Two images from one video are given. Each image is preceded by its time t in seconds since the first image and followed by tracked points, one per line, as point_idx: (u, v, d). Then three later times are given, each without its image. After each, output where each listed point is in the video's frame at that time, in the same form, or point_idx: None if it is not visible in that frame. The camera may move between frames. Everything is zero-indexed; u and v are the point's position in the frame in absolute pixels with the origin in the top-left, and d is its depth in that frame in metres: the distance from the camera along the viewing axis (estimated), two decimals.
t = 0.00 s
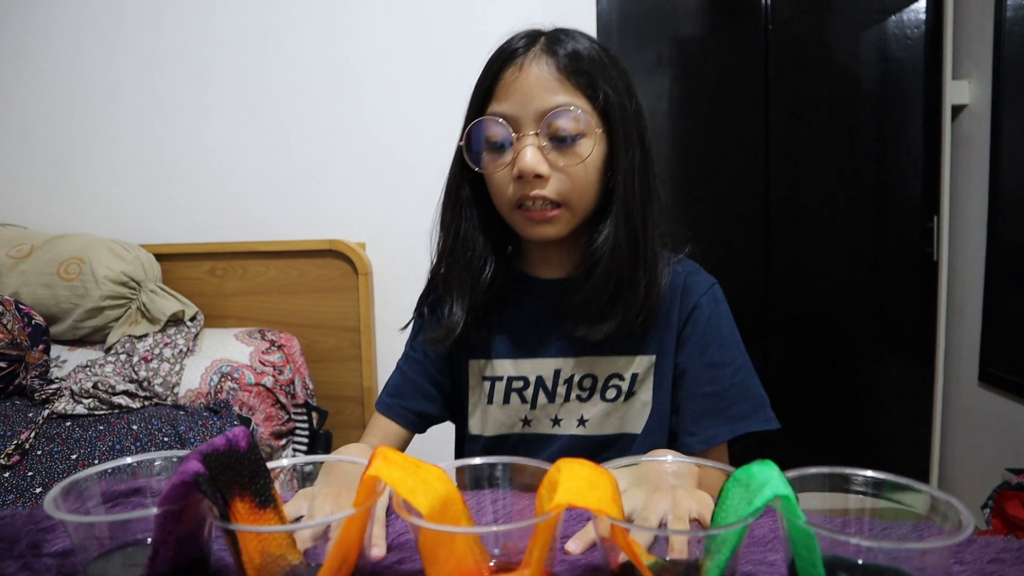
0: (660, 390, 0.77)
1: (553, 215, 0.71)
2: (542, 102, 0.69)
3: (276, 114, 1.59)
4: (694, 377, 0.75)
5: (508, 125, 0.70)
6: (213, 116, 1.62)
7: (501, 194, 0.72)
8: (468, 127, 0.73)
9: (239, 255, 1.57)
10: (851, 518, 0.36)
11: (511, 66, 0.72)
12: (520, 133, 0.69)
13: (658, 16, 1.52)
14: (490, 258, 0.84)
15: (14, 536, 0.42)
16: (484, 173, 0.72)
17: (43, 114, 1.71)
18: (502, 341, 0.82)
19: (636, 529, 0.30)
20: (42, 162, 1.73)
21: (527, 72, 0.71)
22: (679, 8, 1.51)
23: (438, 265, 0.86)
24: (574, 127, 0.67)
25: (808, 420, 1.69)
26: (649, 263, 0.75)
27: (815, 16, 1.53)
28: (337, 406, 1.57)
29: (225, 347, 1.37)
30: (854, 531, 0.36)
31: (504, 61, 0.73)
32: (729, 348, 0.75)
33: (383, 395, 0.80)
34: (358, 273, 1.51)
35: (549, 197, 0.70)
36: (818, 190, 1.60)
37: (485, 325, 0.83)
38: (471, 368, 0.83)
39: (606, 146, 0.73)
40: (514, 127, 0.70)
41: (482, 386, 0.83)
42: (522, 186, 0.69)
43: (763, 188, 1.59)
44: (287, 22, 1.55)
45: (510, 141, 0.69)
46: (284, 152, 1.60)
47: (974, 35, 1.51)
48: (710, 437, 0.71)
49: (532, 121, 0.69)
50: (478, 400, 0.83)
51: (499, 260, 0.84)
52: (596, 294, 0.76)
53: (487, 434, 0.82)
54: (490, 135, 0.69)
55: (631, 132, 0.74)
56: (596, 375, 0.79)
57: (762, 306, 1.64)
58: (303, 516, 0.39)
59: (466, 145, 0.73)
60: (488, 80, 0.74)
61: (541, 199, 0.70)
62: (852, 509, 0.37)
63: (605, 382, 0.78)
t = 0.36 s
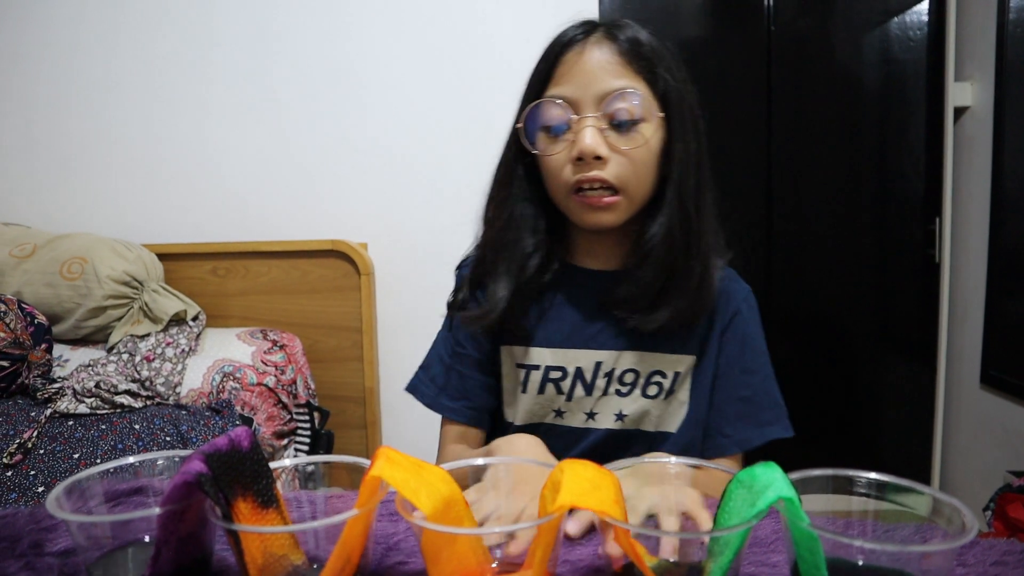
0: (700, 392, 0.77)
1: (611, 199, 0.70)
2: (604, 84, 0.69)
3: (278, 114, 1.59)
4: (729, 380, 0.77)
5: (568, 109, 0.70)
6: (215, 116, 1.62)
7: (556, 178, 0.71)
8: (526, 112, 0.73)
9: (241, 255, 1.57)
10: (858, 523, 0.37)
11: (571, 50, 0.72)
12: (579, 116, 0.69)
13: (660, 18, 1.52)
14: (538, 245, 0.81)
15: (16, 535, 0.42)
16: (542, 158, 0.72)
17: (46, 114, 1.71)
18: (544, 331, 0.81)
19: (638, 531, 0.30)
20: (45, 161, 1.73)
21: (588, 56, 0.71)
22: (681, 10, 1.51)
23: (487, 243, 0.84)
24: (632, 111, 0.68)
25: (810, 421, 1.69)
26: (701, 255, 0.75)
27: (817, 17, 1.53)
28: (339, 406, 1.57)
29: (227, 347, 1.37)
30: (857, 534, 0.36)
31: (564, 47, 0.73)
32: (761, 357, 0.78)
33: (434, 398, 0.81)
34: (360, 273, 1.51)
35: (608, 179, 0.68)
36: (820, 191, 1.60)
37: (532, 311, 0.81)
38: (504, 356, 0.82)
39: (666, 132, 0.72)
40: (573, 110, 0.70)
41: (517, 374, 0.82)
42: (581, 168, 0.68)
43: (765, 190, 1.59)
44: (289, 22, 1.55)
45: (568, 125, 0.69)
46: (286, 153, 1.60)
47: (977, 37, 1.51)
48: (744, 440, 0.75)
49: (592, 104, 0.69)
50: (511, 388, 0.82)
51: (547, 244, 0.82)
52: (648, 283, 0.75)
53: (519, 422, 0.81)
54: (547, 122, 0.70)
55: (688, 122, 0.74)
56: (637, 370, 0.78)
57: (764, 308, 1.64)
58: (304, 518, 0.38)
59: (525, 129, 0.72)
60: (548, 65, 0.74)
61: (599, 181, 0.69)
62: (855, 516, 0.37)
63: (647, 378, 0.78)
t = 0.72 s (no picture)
0: (724, 400, 0.78)
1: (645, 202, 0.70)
2: (641, 85, 0.69)
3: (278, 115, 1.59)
4: (778, 390, 0.78)
5: (602, 111, 0.69)
6: (215, 116, 1.62)
7: (590, 180, 0.71)
8: (559, 113, 0.72)
9: (241, 255, 1.57)
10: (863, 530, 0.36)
11: (607, 50, 0.72)
12: (613, 117, 0.69)
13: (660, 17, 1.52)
14: (581, 250, 0.79)
15: (14, 535, 0.42)
16: (575, 160, 0.72)
17: (47, 114, 1.71)
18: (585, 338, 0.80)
19: (636, 530, 0.30)
20: (46, 162, 1.73)
21: (625, 56, 0.70)
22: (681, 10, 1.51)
23: (524, 243, 0.82)
24: (667, 113, 0.68)
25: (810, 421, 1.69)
26: (746, 260, 0.76)
27: (818, 17, 1.53)
28: (340, 406, 1.58)
29: (227, 347, 1.37)
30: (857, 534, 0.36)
31: (601, 45, 0.72)
32: (798, 362, 0.79)
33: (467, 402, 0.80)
34: (360, 273, 1.51)
35: (643, 181, 0.68)
36: (820, 191, 1.60)
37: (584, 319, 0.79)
38: (525, 353, 0.83)
39: (701, 135, 0.72)
40: (608, 111, 0.69)
41: (538, 372, 0.82)
42: (613, 169, 0.68)
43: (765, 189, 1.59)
44: (289, 22, 1.55)
45: (601, 126, 0.69)
46: (286, 153, 1.60)
47: (977, 36, 1.51)
48: (806, 446, 0.76)
49: (627, 105, 0.69)
50: (533, 385, 0.83)
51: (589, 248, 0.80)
52: (696, 290, 0.75)
53: (536, 420, 0.82)
54: (581, 123, 0.70)
55: (726, 125, 0.74)
56: (661, 374, 0.78)
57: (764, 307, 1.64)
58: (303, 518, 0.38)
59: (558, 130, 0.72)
60: (583, 65, 0.74)
61: (632, 183, 0.69)
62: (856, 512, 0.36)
63: (670, 384, 0.78)
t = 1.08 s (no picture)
0: (717, 399, 0.79)
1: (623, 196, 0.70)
2: (612, 80, 0.69)
3: (277, 114, 1.59)
4: (769, 389, 0.78)
5: (577, 108, 0.70)
6: (213, 117, 1.62)
7: (567, 178, 0.72)
8: (535, 114, 0.73)
9: (239, 255, 1.57)
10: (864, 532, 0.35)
11: (581, 48, 0.73)
12: (587, 114, 0.69)
13: (659, 18, 1.52)
14: (563, 248, 0.80)
15: (9, 536, 0.42)
16: (552, 159, 0.72)
17: (45, 115, 1.71)
18: (569, 335, 0.80)
19: (632, 531, 0.30)
20: (44, 162, 1.73)
21: (596, 52, 0.71)
22: (679, 10, 1.51)
23: (511, 245, 0.82)
24: (642, 107, 0.68)
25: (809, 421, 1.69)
26: (727, 252, 0.75)
27: (816, 18, 1.53)
28: (338, 406, 1.57)
29: (225, 347, 1.37)
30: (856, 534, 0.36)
31: (573, 44, 0.73)
32: (785, 359, 0.80)
33: (484, 409, 0.77)
34: (358, 273, 1.51)
35: (620, 176, 0.69)
36: (819, 191, 1.60)
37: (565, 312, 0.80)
38: (527, 357, 0.82)
39: (678, 128, 0.72)
40: (582, 108, 0.69)
41: (536, 377, 0.82)
42: (590, 166, 0.69)
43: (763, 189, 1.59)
44: (287, 22, 1.55)
45: (577, 124, 0.69)
46: (284, 154, 1.60)
47: (976, 37, 1.51)
48: (791, 445, 0.77)
49: (600, 101, 0.69)
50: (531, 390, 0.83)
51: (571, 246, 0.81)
52: (676, 284, 0.75)
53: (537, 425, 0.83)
54: (558, 123, 0.70)
55: (704, 116, 0.74)
56: (657, 375, 0.79)
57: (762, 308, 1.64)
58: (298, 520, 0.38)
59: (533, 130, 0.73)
60: (558, 63, 0.75)
61: (609, 178, 0.69)
62: (858, 514, 0.36)
63: (666, 384, 0.78)
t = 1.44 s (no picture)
0: (707, 394, 0.79)
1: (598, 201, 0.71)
2: (581, 83, 0.69)
3: (276, 114, 1.59)
4: (756, 383, 0.79)
5: (548, 114, 0.70)
6: (212, 117, 1.62)
7: (543, 184, 0.72)
8: (505, 121, 0.73)
9: (239, 255, 1.57)
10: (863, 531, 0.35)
11: (549, 51, 0.73)
12: (559, 119, 0.69)
13: (658, 18, 1.52)
14: (538, 252, 0.81)
15: (8, 538, 0.42)
16: (525, 163, 0.72)
17: (45, 115, 1.71)
18: (553, 338, 0.81)
19: (630, 532, 0.30)
20: (44, 163, 1.73)
21: (564, 55, 0.71)
22: (679, 10, 1.51)
23: (484, 258, 0.81)
24: (614, 109, 0.67)
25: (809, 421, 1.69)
26: (702, 252, 0.75)
27: (815, 17, 1.53)
28: (338, 406, 1.57)
29: (224, 347, 1.37)
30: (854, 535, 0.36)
31: (542, 47, 0.74)
32: (773, 351, 0.81)
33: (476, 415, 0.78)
34: (358, 273, 1.51)
35: (593, 181, 0.69)
36: (817, 191, 1.60)
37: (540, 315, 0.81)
38: (516, 362, 0.83)
39: (649, 128, 0.72)
40: (554, 113, 0.70)
41: (527, 381, 0.83)
42: (564, 173, 0.69)
43: (763, 189, 1.59)
44: (286, 23, 1.55)
45: (549, 128, 0.69)
46: (283, 154, 1.60)
47: (973, 36, 1.51)
48: (781, 437, 0.78)
49: (570, 105, 0.69)
50: (523, 395, 0.84)
51: (549, 251, 0.82)
52: (649, 286, 0.75)
53: (530, 430, 0.83)
54: (529, 128, 0.70)
55: (676, 115, 0.73)
56: (647, 374, 0.79)
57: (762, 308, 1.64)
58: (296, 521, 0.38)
59: (506, 138, 0.73)
60: (528, 67, 0.75)
61: (583, 184, 0.69)
62: (855, 514, 0.37)
63: (656, 383, 0.79)
